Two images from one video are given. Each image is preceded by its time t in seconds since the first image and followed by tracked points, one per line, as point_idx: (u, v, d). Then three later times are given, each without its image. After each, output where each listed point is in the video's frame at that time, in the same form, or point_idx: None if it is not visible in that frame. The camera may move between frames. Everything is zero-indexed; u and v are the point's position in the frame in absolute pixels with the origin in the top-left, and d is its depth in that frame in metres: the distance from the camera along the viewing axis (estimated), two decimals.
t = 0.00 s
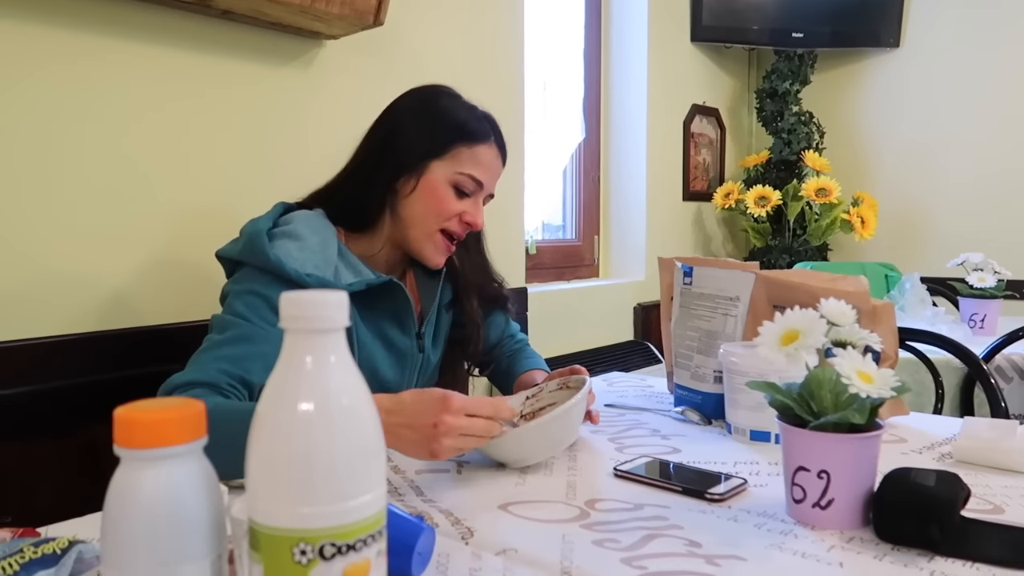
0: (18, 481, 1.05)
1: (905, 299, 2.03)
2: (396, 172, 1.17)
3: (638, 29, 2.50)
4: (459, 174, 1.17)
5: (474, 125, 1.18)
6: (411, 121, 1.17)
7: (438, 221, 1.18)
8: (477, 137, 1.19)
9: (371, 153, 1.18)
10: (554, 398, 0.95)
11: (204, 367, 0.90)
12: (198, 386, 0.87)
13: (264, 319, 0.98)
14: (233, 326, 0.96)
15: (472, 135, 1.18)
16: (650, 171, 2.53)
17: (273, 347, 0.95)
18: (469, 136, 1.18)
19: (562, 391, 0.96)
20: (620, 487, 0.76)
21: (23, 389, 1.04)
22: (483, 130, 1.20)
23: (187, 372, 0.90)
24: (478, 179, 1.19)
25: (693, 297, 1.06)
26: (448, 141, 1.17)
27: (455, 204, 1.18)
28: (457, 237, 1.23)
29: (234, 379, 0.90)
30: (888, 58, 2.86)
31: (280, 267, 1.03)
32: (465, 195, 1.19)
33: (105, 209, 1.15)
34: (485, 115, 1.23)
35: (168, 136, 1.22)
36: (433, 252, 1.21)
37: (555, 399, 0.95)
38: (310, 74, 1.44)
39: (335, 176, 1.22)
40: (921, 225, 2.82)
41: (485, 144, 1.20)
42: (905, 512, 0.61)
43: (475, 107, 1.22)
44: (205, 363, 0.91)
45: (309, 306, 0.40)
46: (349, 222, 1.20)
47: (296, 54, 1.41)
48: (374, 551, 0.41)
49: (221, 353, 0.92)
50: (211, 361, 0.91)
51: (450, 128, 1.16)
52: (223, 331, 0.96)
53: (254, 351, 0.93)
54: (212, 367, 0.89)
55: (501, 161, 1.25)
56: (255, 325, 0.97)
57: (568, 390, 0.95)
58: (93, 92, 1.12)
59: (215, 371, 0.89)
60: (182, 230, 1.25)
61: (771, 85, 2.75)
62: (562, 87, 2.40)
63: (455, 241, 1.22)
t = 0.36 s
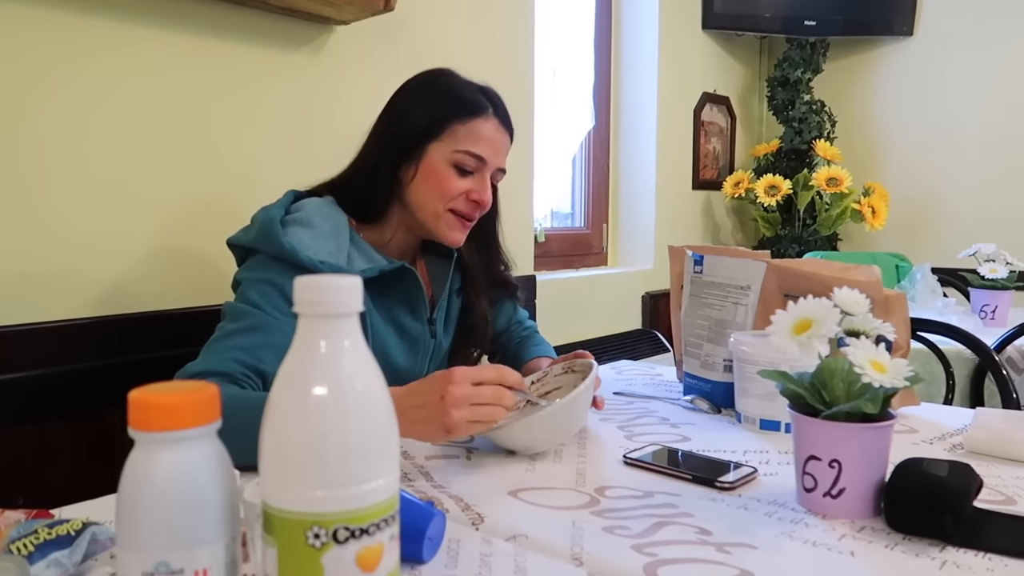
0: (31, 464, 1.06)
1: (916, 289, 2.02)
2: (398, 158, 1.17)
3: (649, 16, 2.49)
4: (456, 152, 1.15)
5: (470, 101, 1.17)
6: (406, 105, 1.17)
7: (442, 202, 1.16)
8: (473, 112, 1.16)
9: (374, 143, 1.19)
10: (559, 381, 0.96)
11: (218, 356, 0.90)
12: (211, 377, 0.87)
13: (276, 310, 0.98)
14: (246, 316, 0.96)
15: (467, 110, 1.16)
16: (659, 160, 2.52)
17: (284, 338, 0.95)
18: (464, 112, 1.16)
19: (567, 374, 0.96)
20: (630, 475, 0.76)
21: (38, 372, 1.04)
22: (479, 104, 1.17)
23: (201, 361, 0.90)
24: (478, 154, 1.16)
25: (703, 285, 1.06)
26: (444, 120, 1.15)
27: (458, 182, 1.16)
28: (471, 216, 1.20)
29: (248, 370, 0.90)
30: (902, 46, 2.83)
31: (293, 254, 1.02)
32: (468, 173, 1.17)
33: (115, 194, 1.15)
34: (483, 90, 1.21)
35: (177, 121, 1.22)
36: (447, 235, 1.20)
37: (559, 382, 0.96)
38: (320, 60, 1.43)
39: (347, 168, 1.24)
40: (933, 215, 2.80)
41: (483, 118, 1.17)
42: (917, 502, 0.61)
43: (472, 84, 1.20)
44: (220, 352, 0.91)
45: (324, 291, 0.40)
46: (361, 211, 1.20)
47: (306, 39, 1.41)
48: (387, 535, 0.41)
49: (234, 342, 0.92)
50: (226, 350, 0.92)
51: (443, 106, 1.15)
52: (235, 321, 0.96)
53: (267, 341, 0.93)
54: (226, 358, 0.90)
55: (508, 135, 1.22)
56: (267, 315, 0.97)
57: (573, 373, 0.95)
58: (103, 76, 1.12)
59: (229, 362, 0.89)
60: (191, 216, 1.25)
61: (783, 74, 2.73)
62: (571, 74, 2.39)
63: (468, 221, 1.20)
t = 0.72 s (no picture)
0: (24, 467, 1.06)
1: (904, 291, 2.04)
2: (385, 160, 1.18)
3: (641, 19, 2.50)
4: (438, 150, 1.14)
5: (450, 99, 1.16)
6: (389, 108, 1.17)
7: (426, 201, 1.15)
8: (456, 111, 1.16)
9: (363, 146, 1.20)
10: (541, 377, 0.95)
11: (195, 352, 0.91)
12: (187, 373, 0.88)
13: (259, 310, 1.00)
14: (228, 315, 0.98)
15: (448, 109, 1.16)
16: (651, 162, 2.53)
17: (263, 340, 0.98)
18: (446, 111, 1.16)
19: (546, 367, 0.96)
20: (621, 476, 0.77)
21: (33, 375, 1.05)
22: (460, 102, 1.17)
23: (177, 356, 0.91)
24: (460, 152, 1.15)
25: (694, 288, 1.07)
26: (426, 120, 1.15)
27: (441, 180, 1.15)
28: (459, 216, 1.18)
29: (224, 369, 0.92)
30: (891, 50, 2.86)
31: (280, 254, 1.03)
32: (452, 171, 1.16)
33: (109, 197, 1.15)
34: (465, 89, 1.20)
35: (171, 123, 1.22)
36: (436, 235, 1.18)
37: (540, 377, 0.96)
38: (314, 62, 1.44)
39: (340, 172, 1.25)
40: (921, 218, 2.83)
41: (464, 115, 1.17)
42: (903, 503, 0.62)
43: (459, 85, 1.19)
44: (196, 349, 0.92)
45: (322, 295, 0.41)
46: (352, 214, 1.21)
47: (300, 42, 1.41)
48: (383, 535, 0.42)
49: (216, 341, 0.94)
50: (203, 347, 0.93)
51: (423, 106, 1.15)
52: (217, 319, 0.98)
53: (245, 342, 0.96)
54: (202, 354, 0.91)
55: (494, 133, 1.21)
56: (248, 315, 0.99)
57: (552, 367, 0.95)
58: (98, 80, 1.13)
59: (206, 359, 0.90)
60: (185, 219, 1.26)
61: (774, 77, 2.75)
62: (564, 77, 2.40)
63: (456, 220, 1.17)
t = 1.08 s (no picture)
0: None
1: (881, 310, 2.07)
2: (359, 178, 1.17)
3: (622, 39, 2.53)
4: (412, 170, 1.14)
5: (424, 117, 1.16)
6: (364, 126, 1.17)
7: (401, 221, 1.15)
8: (429, 129, 1.15)
9: (337, 164, 1.19)
10: (511, 390, 0.95)
11: (168, 366, 0.91)
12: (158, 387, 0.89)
13: (238, 327, 1.01)
14: (205, 330, 0.98)
15: (422, 127, 1.15)
16: (631, 181, 2.55)
17: (237, 357, 0.98)
18: (419, 129, 1.15)
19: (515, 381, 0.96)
20: (605, 496, 0.77)
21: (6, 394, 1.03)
22: (434, 119, 1.16)
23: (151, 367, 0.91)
24: (434, 171, 1.14)
25: (675, 306, 1.07)
26: (399, 139, 1.15)
27: (415, 201, 1.15)
28: (434, 235, 1.18)
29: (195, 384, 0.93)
30: (866, 71, 2.91)
31: (265, 266, 1.03)
32: (426, 190, 1.16)
33: (87, 212, 1.14)
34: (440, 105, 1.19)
35: (152, 140, 1.21)
36: (410, 254, 1.18)
37: (510, 391, 0.95)
38: (296, 80, 1.44)
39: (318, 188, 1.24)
40: (897, 237, 2.87)
41: (438, 133, 1.16)
42: (885, 521, 0.63)
43: (432, 101, 1.19)
44: (169, 362, 0.93)
45: (307, 316, 0.40)
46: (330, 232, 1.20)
47: (282, 59, 1.41)
48: (368, 558, 0.42)
49: (191, 355, 0.94)
50: (178, 361, 0.93)
51: (397, 124, 1.15)
52: (194, 332, 0.98)
53: (219, 358, 0.96)
54: (176, 370, 0.92)
55: (470, 149, 1.20)
56: (226, 331, 0.99)
57: (521, 380, 0.95)
58: (77, 95, 1.12)
59: (179, 376, 0.91)
60: (164, 236, 1.24)
61: (751, 97, 2.78)
62: (545, 96, 2.42)
63: (430, 239, 1.18)
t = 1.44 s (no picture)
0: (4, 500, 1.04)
1: (891, 320, 2.05)
2: (360, 188, 1.16)
3: (628, 49, 2.53)
4: (408, 178, 1.12)
5: (418, 124, 1.13)
6: (361, 136, 1.15)
7: (400, 230, 1.13)
8: (423, 134, 1.13)
9: (339, 176, 1.18)
10: (510, 400, 0.94)
11: (188, 379, 0.92)
12: (180, 402, 0.90)
13: (254, 335, 1.01)
14: (221, 341, 0.98)
15: (416, 134, 1.13)
16: (638, 191, 2.55)
17: (256, 364, 0.98)
18: (413, 136, 1.13)
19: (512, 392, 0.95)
20: (615, 509, 0.76)
21: (13, 405, 1.03)
22: (428, 125, 1.14)
23: (171, 382, 0.92)
24: (431, 178, 1.12)
25: (685, 317, 1.06)
26: (394, 148, 1.13)
27: (413, 209, 1.13)
28: (437, 242, 1.16)
29: (218, 395, 0.94)
30: (873, 81, 2.90)
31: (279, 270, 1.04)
32: (425, 198, 1.13)
33: (95, 223, 1.14)
34: (436, 109, 1.17)
35: (160, 150, 1.22)
36: (413, 262, 1.16)
37: (509, 402, 0.94)
38: (304, 90, 1.44)
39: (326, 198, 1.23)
40: (905, 247, 2.86)
41: (433, 139, 1.13)
42: (901, 536, 0.62)
43: (426, 105, 1.16)
44: (189, 375, 0.93)
45: (318, 329, 0.40)
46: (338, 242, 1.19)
47: (290, 70, 1.42)
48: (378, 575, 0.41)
49: (209, 367, 0.94)
50: (197, 374, 0.94)
51: (393, 132, 1.13)
52: (211, 343, 0.98)
53: (237, 367, 0.96)
54: (196, 383, 0.92)
55: (469, 152, 1.17)
56: (242, 340, 0.99)
57: (518, 389, 0.95)
58: (86, 105, 1.12)
59: (200, 389, 0.91)
60: (172, 246, 1.24)
61: (758, 107, 2.78)
62: (551, 106, 2.42)
63: (432, 247, 1.15)
